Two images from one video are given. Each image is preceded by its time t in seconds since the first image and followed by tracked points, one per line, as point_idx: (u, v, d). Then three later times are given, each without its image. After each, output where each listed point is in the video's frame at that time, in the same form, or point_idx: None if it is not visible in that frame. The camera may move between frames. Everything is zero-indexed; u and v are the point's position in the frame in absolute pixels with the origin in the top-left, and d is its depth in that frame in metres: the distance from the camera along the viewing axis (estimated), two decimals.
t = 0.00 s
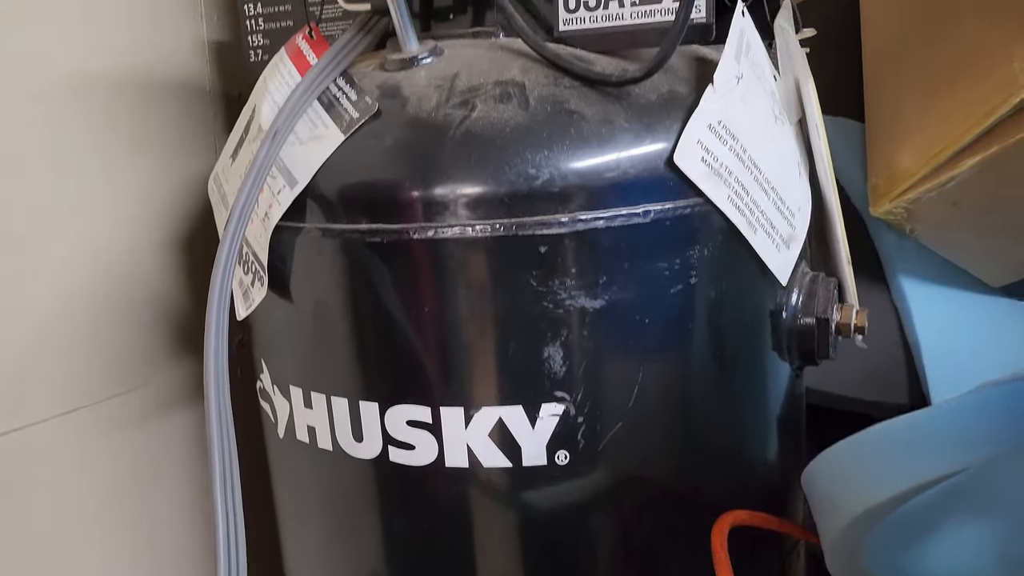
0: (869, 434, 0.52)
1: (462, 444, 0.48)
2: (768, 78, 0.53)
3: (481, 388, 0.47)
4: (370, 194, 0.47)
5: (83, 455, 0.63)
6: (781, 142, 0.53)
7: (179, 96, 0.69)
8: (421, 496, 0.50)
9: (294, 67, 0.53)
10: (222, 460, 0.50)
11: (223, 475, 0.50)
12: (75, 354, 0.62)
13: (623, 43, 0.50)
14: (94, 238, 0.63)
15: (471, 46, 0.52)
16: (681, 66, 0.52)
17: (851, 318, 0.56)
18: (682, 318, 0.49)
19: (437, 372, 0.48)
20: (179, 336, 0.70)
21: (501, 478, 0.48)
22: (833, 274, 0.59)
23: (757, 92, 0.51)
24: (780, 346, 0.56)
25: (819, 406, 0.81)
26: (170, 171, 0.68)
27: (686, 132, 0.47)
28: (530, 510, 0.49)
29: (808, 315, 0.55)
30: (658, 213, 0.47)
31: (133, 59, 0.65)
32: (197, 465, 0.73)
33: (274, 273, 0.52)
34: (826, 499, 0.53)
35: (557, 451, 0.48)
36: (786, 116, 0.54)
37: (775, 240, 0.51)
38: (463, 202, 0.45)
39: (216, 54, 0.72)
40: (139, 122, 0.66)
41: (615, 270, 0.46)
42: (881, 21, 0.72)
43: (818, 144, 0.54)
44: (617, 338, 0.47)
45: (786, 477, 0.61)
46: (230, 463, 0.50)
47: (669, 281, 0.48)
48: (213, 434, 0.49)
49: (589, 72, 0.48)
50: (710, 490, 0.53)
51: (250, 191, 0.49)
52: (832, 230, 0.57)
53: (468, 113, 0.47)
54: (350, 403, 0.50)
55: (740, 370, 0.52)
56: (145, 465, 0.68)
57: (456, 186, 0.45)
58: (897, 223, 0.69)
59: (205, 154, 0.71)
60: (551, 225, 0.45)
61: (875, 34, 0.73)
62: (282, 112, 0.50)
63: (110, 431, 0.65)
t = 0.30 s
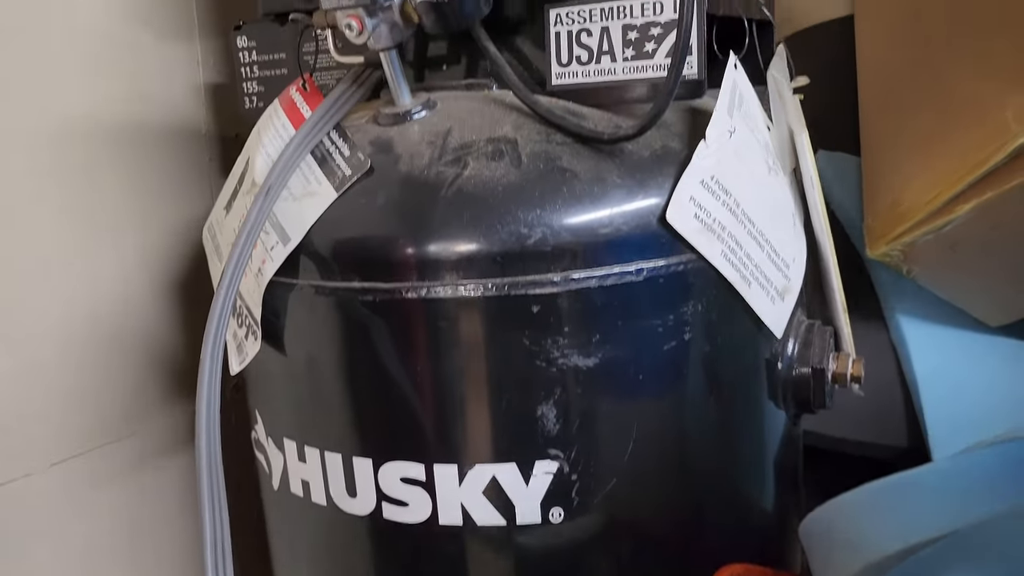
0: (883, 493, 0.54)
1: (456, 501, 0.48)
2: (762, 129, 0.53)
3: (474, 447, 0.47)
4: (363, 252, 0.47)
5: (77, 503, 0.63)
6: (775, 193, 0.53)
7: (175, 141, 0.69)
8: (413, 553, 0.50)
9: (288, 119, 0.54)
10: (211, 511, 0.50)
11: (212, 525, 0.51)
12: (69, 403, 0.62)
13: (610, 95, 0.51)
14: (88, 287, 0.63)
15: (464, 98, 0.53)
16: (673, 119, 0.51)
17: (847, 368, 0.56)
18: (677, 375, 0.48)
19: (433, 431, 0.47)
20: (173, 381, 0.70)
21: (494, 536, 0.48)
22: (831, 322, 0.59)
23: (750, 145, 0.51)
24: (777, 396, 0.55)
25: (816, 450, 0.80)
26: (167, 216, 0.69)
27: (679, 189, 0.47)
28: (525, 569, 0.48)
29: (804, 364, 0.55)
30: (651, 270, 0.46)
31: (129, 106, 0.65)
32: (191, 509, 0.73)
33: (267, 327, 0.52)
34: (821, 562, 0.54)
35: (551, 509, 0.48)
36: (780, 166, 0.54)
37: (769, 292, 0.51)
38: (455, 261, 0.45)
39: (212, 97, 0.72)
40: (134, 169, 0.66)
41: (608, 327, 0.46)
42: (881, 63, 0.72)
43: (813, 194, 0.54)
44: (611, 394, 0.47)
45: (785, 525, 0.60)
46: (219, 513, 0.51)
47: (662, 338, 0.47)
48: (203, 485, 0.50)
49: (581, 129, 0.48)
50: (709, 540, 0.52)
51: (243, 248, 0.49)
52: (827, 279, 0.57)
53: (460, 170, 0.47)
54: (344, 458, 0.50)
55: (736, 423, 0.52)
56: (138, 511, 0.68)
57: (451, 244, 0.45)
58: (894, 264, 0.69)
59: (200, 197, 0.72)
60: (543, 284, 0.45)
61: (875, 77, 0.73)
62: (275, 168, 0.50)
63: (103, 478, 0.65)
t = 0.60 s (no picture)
0: None
1: (452, 561, 0.48)
2: (759, 182, 0.53)
3: (469, 507, 0.47)
4: (359, 310, 0.47)
5: (75, 551, 0.63)
6: (772, 247, 0.52)
7: (173, 184, 0.69)
8: None
9: (284, 173, 0.54)
10: (203, 563, 0.51)
11: None
12: (69, 450, 0.62)
13: (611, 151, 0.50)
14: (88, 334, 0.63)
15: (460, 152, 0.53)
16: (669, 174, 0.51)
17: (846, 420, 0.56)
18: (674, 433, 0.48)
19: (431, 489, 0.47)
20: (171, 424, 0.70)
21: None
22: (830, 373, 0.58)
23: (747, 200, 0.51)
24: (776, 447, 0.55)
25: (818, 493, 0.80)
26: (165, 259, 0.69)
27: (674, 248, 0.47)
28: None
29: (803, 417, 0.55)
30: (646, 330, 0.46)
31: (129, 151, 0.65)
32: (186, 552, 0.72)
33: (263, 382, 0.52)
34: None
35: (547, 568, 0.47)
36: (778, 219, 0.54)
37: (767, 347, 0.51)
38: (451, 321, 0.45)
39: (211, 139, 0.73)
40: (133, 215, 0.66)
41: (603, 387, 0.46)
42: (880, 101, 0.72)
43: (811, 247, 0.54)
44: (607, 453, 0.47)
45: None
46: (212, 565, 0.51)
47: (658, 397, 0.47)
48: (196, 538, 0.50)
49: (577, 187, 0.48)
50: None
51: (239, 305, 0.49)
52: (826, 330, 0.57)
53: (456, 230, 0.47)
54: (339, 515, 0.50)
55: (735, 478, 0.51)
56: (136, 557, 0.68)
57: (448, 302, 0.45)
58: (896, 308, 0.68)
59: (196, 241, 0.72)
60: (538, 345, 0.45)
61: (874, 113, 0.74)
62: (270, 225, 0.50)
63: (100, 525, 0.64)
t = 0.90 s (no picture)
0: None
1: None
2: (758, 223, 0.53)
3: (468, 548, 0.47)
4: (360, 353, 0.47)
5: None
6: (770, 288, 0.53)
7: (177, 217, 0.70)
8: None
9: (287, 213, 0.55)
10: None
11: None
12: (72, 483, 0.62)
13: (610, 194, 0.51)
14: (92, 368, 0.63)
15: (461, 193, 0.53)
16: (668, 216, 0.52)
17: (845, 458, 0.56)
18: (673, 475, 0.48)
19: (431, 530, 0.47)
20: (173, 455, 0.70)
21: None
22: (830, 411, 0.59)
23: (745, 242, 0.51)
24: (775, 485, 0.55)
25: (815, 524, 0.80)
26: (168, 292, 0.69)
27: (673, 292, 0.47)
28: None
29: (802, 455, 0.55)
30: (645, 373, 0.46)
31: (134, 185, 0.66)
32: None
33: (266, 422, 0.52)
34: None
35: None
36: (776, 258, 0.54)
37: (766, 387, 0.51)
38: (452, 363, 0.45)
39: (215, 171, 0.73)
40: (137, 249, 0.66)
41: (602, 430, 0.46)
42: (875, 134, 0.73)
43: (809, 287, 0.54)
44: (607, 494, 0.47)
45: None
46: None
47: (657, 439, 0.47)
48: None
49: (576, 231, 0.48)
50: None
51: (241, 346, 0.50)
52: (825, 368, 0.57)
53: (456, 274, 0.47)
54: (339, 555, 0.50)
55: (735, 518, 0.51)
56: None
57: (449, 344, 0.45)
58: (896, 342, 0.69)
59: (199, 273, 0.72)
60: (536, 389, 0.45)
61: (869, 145, 0.74)
62: (273, 267, 0.51)
63: (101, 558, 0.65)
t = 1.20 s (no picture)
0: None
1: None
2: (759, 257, 0.53)
3: None
4: (360, 389, 0.47)
5: None
6: (771, 321, 0.53)
7: (180, 246, 0.70)
8: None
9: (288, 245, 0.55)
10: None
11: None
12: (71, 513, 0.62)
13: (610, 229, 0.51)
14: (95, 398, 0.64)
15: (462, 227, 0.54)
16: (668, 251, 0.52)
17: (848, 492, 0.55)
18: (674, 512, 0.48)
19: (430, 565, 0.47)
20: (173, 483, 0.71)
21: None
22: (832, 444, 0.58)
23: (746, 276, 0.51)
24: (776, 518, 0.54)
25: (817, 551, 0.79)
26: (168, 320, 0.69)
27: (673, 327, 0.47)
28: None
29: (804, 488, 0.54)
30: (645, 410, 0.46)
31: (136, 214, 0.66)
32: None
33: (267, 455, 0.52)
34: None
35: None
36: (778, 291, 0.54)
37: (767, 422, 0.51)
38: (452, 398, 0.45)
39: (219, 199, 0.74)
40: (140, 278, 0.67)
41: (602, 467, 0.46)
42: (879, 162, 0.72)
43: (811, 320, 0.54)
44: (607, 532, 0.46)
45: None
46: None
47: (657, 475, 0.47)
48: None
49: (576, 267, 0.48)
50: None
51: (242, 380, 0.50)
52: (827, 401, 0.57)
53: (456, 310, 0.47)
54: None
55: (735, 553, 0.51)
56: None
57: (449, 380, 0.45)
58: (899, 371, 0.68)
59: (202, 300, 0.72)
60: (536, 426, 0.45)
61: (873, 173, 0.74)
62: (273, 300, 0.51)
63: None
